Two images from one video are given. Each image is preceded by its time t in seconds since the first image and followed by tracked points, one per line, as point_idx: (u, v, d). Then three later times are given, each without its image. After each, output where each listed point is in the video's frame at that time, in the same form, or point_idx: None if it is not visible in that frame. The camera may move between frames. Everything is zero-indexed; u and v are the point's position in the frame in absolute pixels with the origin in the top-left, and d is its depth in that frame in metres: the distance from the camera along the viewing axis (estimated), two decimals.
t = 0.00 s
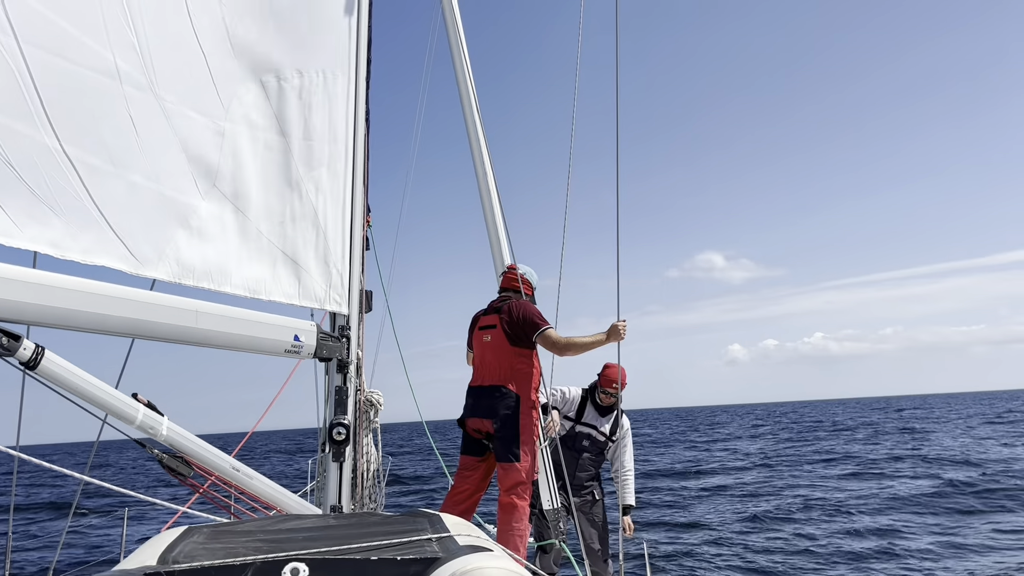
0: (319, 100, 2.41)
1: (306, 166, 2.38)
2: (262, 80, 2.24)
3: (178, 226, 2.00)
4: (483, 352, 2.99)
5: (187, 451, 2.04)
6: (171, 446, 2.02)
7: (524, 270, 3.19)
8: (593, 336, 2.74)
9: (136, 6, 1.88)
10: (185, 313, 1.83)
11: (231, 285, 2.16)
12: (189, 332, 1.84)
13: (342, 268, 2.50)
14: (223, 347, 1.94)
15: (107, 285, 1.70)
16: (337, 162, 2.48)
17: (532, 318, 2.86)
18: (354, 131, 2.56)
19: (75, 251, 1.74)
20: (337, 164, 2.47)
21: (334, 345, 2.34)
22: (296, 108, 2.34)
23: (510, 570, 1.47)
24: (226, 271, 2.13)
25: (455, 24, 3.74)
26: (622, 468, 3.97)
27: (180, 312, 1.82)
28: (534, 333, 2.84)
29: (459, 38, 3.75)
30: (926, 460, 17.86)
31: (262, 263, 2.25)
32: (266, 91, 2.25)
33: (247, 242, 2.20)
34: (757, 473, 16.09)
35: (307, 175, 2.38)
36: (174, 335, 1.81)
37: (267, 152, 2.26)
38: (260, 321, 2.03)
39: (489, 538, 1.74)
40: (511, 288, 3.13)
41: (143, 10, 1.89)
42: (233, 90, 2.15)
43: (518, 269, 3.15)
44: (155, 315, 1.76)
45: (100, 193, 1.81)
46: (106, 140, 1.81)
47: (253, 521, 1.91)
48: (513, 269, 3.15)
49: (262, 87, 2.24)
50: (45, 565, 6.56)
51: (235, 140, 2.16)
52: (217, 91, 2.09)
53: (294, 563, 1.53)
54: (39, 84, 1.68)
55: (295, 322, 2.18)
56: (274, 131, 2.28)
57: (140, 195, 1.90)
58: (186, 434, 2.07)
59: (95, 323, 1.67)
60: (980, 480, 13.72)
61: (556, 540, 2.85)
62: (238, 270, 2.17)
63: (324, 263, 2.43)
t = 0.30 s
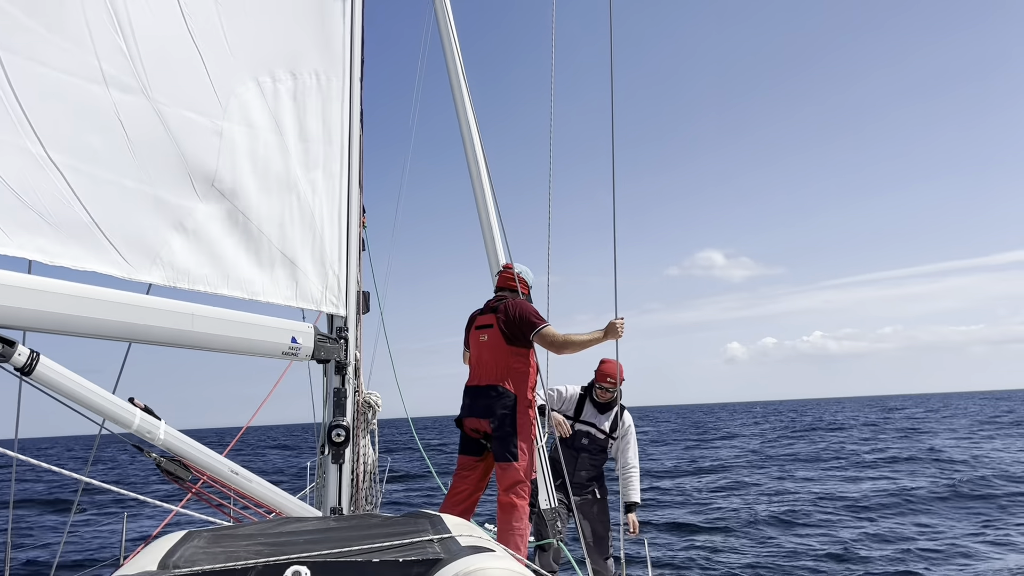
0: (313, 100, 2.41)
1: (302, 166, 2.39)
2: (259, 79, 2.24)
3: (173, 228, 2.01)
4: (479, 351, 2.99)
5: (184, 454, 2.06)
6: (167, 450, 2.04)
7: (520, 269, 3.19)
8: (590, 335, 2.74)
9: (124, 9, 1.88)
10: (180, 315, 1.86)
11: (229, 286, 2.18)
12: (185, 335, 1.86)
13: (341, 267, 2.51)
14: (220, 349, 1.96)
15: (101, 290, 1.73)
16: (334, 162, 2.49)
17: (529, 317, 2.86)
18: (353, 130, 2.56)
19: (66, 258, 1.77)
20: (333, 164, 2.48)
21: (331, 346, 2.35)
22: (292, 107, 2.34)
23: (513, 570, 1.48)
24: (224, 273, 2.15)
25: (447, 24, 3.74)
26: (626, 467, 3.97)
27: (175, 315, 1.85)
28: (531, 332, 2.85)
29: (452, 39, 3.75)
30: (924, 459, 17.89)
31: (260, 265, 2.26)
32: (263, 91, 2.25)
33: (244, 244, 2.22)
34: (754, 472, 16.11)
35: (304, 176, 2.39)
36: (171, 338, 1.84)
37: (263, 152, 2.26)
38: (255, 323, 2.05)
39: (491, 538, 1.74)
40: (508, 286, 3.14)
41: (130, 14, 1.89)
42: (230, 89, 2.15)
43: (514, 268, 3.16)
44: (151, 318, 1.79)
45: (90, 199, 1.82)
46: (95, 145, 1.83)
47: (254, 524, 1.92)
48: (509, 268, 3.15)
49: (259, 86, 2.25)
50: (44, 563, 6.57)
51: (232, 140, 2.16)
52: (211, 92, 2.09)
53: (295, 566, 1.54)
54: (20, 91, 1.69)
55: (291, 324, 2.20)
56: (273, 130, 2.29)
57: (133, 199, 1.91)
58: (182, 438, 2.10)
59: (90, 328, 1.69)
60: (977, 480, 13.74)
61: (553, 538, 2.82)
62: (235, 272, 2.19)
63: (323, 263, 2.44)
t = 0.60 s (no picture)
0: (304, 103, 2.42)
1: (295, 168, 2.41)
2: (249, 83, 2.25)
3: (168, 230, 2.03)
4: (477, 349, 3.00)
5: (184, 455, 2.08)
6: (167, 451, 2.06)
7: (519, 267, 3.21)
8: (587, 330, 2.76)
9: (120, 12, 1.89)
10: (178, 316, 1.88)
11: (225, 287, 2.20)
12: (183, 336, 1.89)
13: (336, 268, 2.54)
14: (218, 349, 1.99)
15: (100, 292, 1.75)
16: (326, 164, 2.50)
17: (526, 315, 2.88)
18: (344, 131, 2.57)
19: (65, 258, 1.78)
20: (328, 166, 2.50)
21: (330, 345, 2.38)
22: (280, 111, 2.35)
23: (514, 566, 1.49)
24: (220, 273, 2.18)
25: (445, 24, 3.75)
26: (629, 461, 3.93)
27: (173, 317, 1.87)
28: (528, 329, 2.86)
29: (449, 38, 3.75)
30: (922, 462, 17.91)
31: (254, 265, 2.29)
32: (252, 95, 2.27)
33: (237, 244, 2.24)
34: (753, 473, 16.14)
35: (296, 178, 2.42)
36: (169, 339, 1.86)
37: (255, 155, 2.28)
38: (253, 324, 2.08)
39: (491, 535, 1.75)
40: (505, 285, 3.15)
41: (127, 15, 1.90)
42: (219, 93, 2.16)
43: (511, 266, 3.17)
44: (149, 320, 1.81)
45: (88, 200, 1.84)
46: (91, 147, 1.84)
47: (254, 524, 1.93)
48: (507, 265, 3.17)
49: (249, 90, 2.26)
50: (45, 560, 6.57)
51: (222, 143, 2.18)
52: (201, 96, 2.11)
53: (295, 566, 1.55)
54: (21, 91, 1.70)
55: (289, 323, 2.22)
56: (263, 133, 2.31)
57: (129, 200, 1.93)
58: (182, 439, 2.12)
59: (88, 330, 1.71)
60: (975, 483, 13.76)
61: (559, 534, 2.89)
62: (229, 272, 2.21)
63: (316, 264, 2.46)
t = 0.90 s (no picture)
0: (302, 99, 2.44)
1: (293, 165, 2.43)
2: (247, 79, 2.27)
3: (166, 228, 2.05)
4: (479, 342, 3.01)
5: (187, 451, 2.09)
6: (170, 447, 2.07)
7: (524, 262, 3.22)
8: (589, 324, 2.76)
9: (115, 13, 1.90)
10: (179, 313, 1.90)
11: (224, 284, 2.22)
12: (184, 333, 1.90)
13: (334, 265, 2.56)
14: (219, 346, 2.00)
15: (99, 289, 1.76)
16: (326, 160, 2.52)
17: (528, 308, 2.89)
18: (342, 127, 2.60)
19: (63, 259, 1.80)
20: (326, 162, 2.52)
21: (332, 341, 2.39)
22: (279, 107, 2.37)
23: (516, 559, 1.50)
24: (219, 272, 2.19)
25: (445, 24, 3.77)
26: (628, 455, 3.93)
27: (174, 313, 1.89)
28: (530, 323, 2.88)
29: (451, 38, 3.77)
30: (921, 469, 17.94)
31: (254, 262, 2.31)
32: (250, 91, 2.28)
33: (236, 242, 2.26)
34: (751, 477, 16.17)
35: (294, 174, 2.44)
36: (170, 336, 1.88)
37: (253, 153, 2.29)
38: (255, 319, 2.09)
39: (494, 528, 1.76)
40: (509, 278, 3.17)
41: (120, 15, 1.91)
42: (217, 90, 2.18)
43: (514, 261, 3.18)
44: (150, 317, 1.83)
45: (85, 200, 1.85)
46: (87, 147, 1.86)
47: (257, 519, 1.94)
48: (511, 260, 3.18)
49: (247, 87, 2.27)
50: (46, 557, 6.59)
51: (221, 140, 2.19)
52: (199, 94, 2.12)
53: (301, 560, 1.56)
54: (16, 91, 1.71)
55: (291, 319, 2.24)
56: (262, 130, 2.32)
57: (126, 199, 1.94)
58: (184, 435, 2.13)
59: (87, 326, 1.72)
60: (973, 491, 13.79)
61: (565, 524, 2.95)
62: (229, 270, 2.23)
63: (315, 260, 2.49)
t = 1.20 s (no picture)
0: (298, 95, 2.47)
1: (292, 162, 2.46)
2: (244, 76, 2.29)
3: (165, 226, 2.07)
4: (479, 337, 3.04)
5: (192, 448, 2.11)
6: (173, 443, 2.09)
7: (525, 257, 3.22)
8: (590, 318, 2.78)
9: (107, 16, 1.91)
10: (182, 310, 1.92)
11: (224, 284, 2.24)
12: (186, 330, 1.92)
13: (334, 262, 2.59)
14: (221, 342, 2.02)
15: (102, 288, 1.78)
16: (324, 156, 2.55)
17: (526, 303, 2.90)
18: (340, 121, 2.63)
19: (63, 260, 1.83)
20: (324, 158, 2.55)
21: (333, 338, 2.40)
22: (276, 103, 2.40)
23: (519, 553, 1.53)
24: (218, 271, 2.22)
25: (445, 25, 3.79)
26: (632, 448, 3.95)
27: (177, 311, 1.91)
28: (530, 317, 2.88)
29: (451, 38, 3.80)
30: (918, 477, 17.96)
31: (253, 260, 2.33)
32: (247, 88, 2.30)
33: (237, 240, 2.28)
34: (748, 482, 16.20)
35: (293, 171, 2.46)
36: (172, 333, 1.89)
37: (252, 151, 2.32)
38: (257, 316, 2.11)
39: (497, 522, 1.78)
40: (510, 274, 3.19)
41: (113, 18, 1.93)
42: (214, 86, 2.20)
43: (515, 256, 3.19)
44: (151, 315, 1.85)
45: (82, 203, 1.87)
46: (83, 149, 1.87)
47: (261, 516, 1.96)
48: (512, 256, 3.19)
49: (244, 83, 2.29)
50: (46, 553, 6.60)
51: (218, 139, 2.22)
52: (195, 93, 2.14)
53: (306, 556, 1.58)
54: (8, 97, 1.73)
55: (293, 316, 2.25)
56: (260, 128, 2.35)
57: (124, 200, 1.97)
58: (188, 431, 2.14)
59: (90, 325, 1.74)
60: (970, 500, 13.80)
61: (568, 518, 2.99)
62: (229, 269, 2.26)
63: (315, 257, 2.52)
